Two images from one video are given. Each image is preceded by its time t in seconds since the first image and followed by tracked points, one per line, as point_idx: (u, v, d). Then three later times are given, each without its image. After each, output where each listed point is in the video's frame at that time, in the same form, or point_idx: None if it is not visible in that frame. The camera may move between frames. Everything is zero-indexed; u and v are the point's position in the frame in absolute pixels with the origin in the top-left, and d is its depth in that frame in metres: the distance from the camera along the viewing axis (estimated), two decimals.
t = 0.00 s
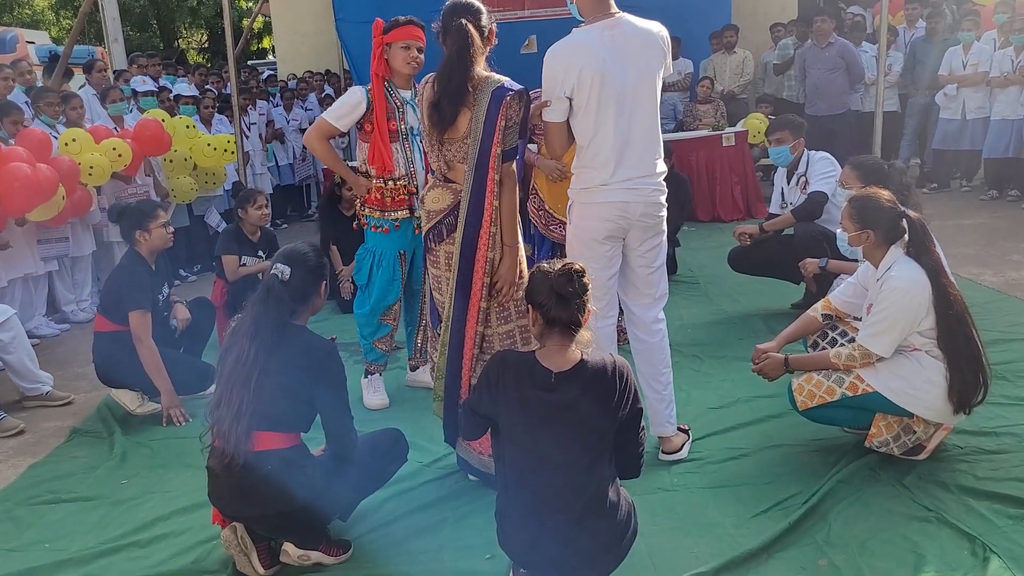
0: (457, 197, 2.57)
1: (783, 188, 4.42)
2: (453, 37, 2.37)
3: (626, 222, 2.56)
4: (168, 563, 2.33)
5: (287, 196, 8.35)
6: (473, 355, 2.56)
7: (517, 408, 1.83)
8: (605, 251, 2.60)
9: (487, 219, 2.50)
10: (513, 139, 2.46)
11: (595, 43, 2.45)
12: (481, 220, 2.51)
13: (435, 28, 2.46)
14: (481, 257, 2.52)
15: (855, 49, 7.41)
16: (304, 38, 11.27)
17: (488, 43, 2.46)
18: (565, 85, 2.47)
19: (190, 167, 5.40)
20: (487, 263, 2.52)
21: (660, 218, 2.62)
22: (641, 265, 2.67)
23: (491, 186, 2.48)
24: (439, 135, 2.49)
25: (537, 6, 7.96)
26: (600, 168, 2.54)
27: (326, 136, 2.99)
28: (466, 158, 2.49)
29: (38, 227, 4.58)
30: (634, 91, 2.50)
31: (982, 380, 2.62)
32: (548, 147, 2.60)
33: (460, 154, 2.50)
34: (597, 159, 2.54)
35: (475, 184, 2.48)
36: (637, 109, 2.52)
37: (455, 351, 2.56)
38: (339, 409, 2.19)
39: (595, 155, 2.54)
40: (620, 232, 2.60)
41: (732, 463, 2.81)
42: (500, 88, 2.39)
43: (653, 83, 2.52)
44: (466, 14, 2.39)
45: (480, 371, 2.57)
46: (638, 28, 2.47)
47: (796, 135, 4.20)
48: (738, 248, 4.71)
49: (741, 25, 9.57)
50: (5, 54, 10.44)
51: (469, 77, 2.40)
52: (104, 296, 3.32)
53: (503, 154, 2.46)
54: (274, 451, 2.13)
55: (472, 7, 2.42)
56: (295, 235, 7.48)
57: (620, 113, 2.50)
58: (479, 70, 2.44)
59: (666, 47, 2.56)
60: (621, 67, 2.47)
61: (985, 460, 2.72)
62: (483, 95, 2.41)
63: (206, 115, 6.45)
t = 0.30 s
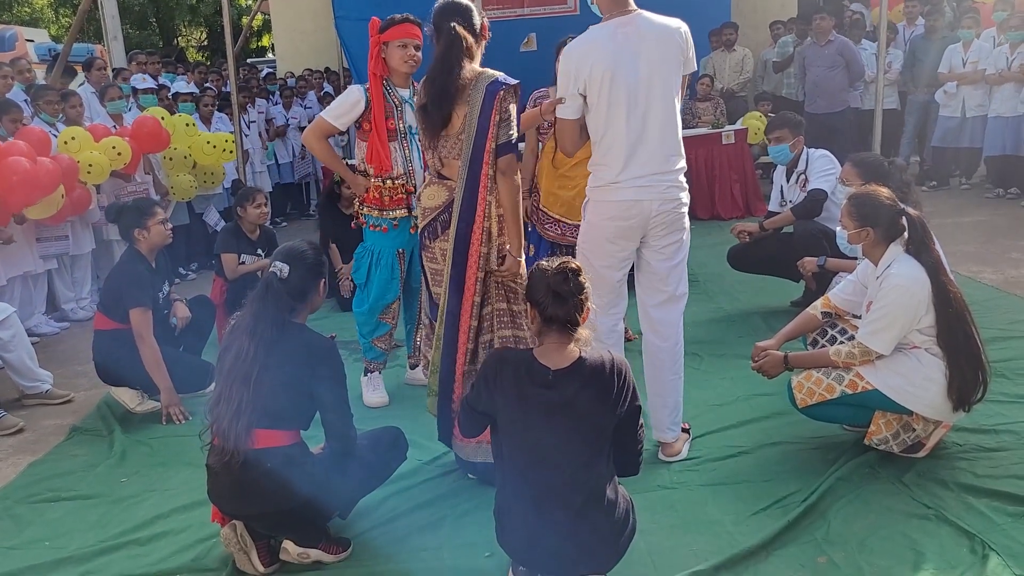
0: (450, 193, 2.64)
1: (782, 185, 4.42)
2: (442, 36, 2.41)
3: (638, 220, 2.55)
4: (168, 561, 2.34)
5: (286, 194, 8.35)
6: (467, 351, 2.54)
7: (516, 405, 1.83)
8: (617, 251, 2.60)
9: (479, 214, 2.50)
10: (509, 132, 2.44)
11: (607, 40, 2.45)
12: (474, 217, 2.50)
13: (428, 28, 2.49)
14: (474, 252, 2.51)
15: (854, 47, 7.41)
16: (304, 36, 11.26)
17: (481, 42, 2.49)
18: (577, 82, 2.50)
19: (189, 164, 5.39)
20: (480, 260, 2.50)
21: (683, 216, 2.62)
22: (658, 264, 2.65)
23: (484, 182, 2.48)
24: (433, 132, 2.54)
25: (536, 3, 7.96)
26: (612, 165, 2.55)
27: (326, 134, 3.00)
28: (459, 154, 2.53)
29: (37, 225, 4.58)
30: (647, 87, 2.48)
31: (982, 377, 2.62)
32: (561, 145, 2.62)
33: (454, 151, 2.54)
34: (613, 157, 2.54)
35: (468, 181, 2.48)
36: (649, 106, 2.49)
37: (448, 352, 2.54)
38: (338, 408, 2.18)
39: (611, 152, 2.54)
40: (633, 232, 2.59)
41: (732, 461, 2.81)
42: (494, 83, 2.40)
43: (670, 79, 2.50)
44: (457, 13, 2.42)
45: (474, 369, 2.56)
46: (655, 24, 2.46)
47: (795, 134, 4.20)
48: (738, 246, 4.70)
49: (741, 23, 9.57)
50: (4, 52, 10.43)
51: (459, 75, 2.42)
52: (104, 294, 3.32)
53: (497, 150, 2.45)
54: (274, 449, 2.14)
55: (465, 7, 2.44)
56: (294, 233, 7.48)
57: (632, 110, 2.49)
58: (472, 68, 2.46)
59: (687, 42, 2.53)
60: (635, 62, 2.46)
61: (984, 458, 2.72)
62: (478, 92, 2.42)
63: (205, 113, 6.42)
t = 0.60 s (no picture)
0: (469, 188, 2.56)
1: (783, 183, 4.42)
2: (458, 32, 2.36)
3: (632, 218, 2.55)
4: (169, 559, 2.34)
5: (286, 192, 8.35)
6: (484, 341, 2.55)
7: (517, 404, 1.84)
8: (612, 249, 2.61)
9: (498, 206, 2.50)
10: (529, 122, 2.46)
11: (604, 38, 2.45)
12: (493, 209, 2.50)
13: (438, 24, 2.45)
14: (493, 243, 2.51)
15: (854, 45, 7.40)
16: (303, 34, 11.25)
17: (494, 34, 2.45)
18: (574, 79, 2.49)
19: (190, 163, 5.38)
20: (500, 251, 2.51)
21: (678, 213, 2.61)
22: (654, 262, 2.64)
23: (504, 172, 2.47)
24: (449, 128, 2.50)
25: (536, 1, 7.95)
26: (608, 164, 2.55)
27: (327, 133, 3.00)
28: (478, 147, 2.49)
29: (37, 224, 4.58)
30: (643, 84, 2.48)
31: (982, 377, 2.62)
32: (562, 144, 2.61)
33: (473, 144, 2.50)
34: (607, 156, 2.54)
35: (488, 172, 2.48)
36: (644, 104, 2.49)
37: (464, 342, 2.55)
38: (338, 406, 2.18)
39: (606, 150, 2.54)
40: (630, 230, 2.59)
41: (731, 459, 2.81)
42: (514, 74, 2.41)
43: (666, 78, 2.49)
44: (470, 8, 2.37)
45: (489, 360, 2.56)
46: (650, 22, 2.45)
47: (794, 132, 4.21)
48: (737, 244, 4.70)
49: (741, 21, 9.56)
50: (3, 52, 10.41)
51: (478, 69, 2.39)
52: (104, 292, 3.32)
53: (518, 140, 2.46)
54: (274, 448, 2.14)
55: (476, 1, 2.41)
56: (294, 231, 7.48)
57: (627, 107, 2.49)
58: (487, 61, 2.43)
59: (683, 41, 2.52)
60: (632, 59, 2.45)
61: (983, 455, 2.72)
62: (497, 84, 2.41)
63: (205, 112, 6.40)
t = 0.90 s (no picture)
0: (490, 184, 2.49)
1: (784, 181, 4.42)
2: (477, 30, 2.28)
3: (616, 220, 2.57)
4: (169, 557, 2.34)
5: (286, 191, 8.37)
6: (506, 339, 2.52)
7: (519, 404, 1.83)
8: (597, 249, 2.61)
9: (521, 203, 2.44)
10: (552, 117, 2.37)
11: (590, 40, 2.44)
12: (516, 206, 2.45)
13: (451, 22, 2.35)
14: (516, 241, 2.47)
15: (855, 43, 7.40)
16: (303, 32, 11.25)
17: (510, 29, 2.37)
18: (562, 80, 2.47)
19: (191, 161, 5.40)
20: (524, 248, 2.47)
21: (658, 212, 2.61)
22: (634, 263, 2.65)
23: (527, 168, 2.41)
24: (468, 127, 2.41)
25: None
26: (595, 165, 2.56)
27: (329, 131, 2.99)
28: (499, 144, 2.42)
29: (37, 222, 4.57)
30: (629, 86, 2.48)
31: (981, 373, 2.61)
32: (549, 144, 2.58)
33: (493, 141, 2.42)
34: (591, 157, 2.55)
35: (510, 169, 2.41)
36: (630, 106, 2.49)
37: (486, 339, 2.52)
38: (338, 404, 2.18)
39: (592, 151, 2.55)
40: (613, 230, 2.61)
41: (732, 456, 2.81)
42: (533, 71, 2.35)
43: (649, 79, 2.50)
44: (487, 4, 2.28)
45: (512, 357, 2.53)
46: (634, 23, 2.45)
47: (795, 130, 4.20)
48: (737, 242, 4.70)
49: (741, 18, 9.55)
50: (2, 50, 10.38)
51: (498, 66, 2.31)
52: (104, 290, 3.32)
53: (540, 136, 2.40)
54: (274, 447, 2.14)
55: None
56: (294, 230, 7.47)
57: (614, 109, 2.49)
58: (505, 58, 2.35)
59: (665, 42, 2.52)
60: (618, 59, 2.44)
61: (984, 453, 2.72)
62: (516, 81, 2.35)
63: (205, 110, 6.43)
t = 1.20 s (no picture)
0: (493, 184, 2.48)
1: (784, 179, 4.42)
2: (482, 25, 2.29)
3: (614, 214, 2.56)
4: (171, 555, 2.34)
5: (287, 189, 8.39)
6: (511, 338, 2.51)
7: (521, 401, 1.83)
8: (596, 243, 2.60)
9: (526, 203, 2.43)
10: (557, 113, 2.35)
11: (582, 36, 2.44)
12: (521, 206, 2.43)
13: (455, 18, 2.36)
14: (521, 241, 2.45)
15: (856, 40, 7.38)
16: (303, 30, 11.23)
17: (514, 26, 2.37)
18: (558, 76, 2.49)
19: (195, 160, 5.42)
20: (529, 248, 2.46)
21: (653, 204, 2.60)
22: (630, 257, 2.66)
23: (531, 168, 2.40)
24: (472, 124, 2.41)
25: None
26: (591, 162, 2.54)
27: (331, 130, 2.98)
28: (503, 143, 2.41)
29: (38, 221, 4.58)
30: (623, 81, 2.47)
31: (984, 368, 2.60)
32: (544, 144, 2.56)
33: (496, 140, 2.42)
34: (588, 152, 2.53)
35: (513, 168, 2.40)
36: (625, 102, 2.49)
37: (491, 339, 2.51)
38: (339, 401, 2.18)
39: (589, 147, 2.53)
40: (610, 224, 2.59)
41: (733, 454, 2.81)
42: (536, 68, 2.35)
43: (641, 74, 2.50)
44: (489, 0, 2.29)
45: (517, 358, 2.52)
46: (626, 18, 2.44)
47: (796, 128, 4.19)
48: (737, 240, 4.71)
49: (742, 16, 9.54)
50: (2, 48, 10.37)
51: (502, 62, 2.31)
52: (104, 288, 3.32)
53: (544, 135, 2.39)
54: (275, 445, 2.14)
55: None
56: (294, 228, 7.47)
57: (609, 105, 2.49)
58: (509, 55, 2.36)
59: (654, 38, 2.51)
60: (612, 55, 2.44)
61: (985, 451, 2.72)
62: (520, 79, 2.35)
63: (206, 108, 6.42)
